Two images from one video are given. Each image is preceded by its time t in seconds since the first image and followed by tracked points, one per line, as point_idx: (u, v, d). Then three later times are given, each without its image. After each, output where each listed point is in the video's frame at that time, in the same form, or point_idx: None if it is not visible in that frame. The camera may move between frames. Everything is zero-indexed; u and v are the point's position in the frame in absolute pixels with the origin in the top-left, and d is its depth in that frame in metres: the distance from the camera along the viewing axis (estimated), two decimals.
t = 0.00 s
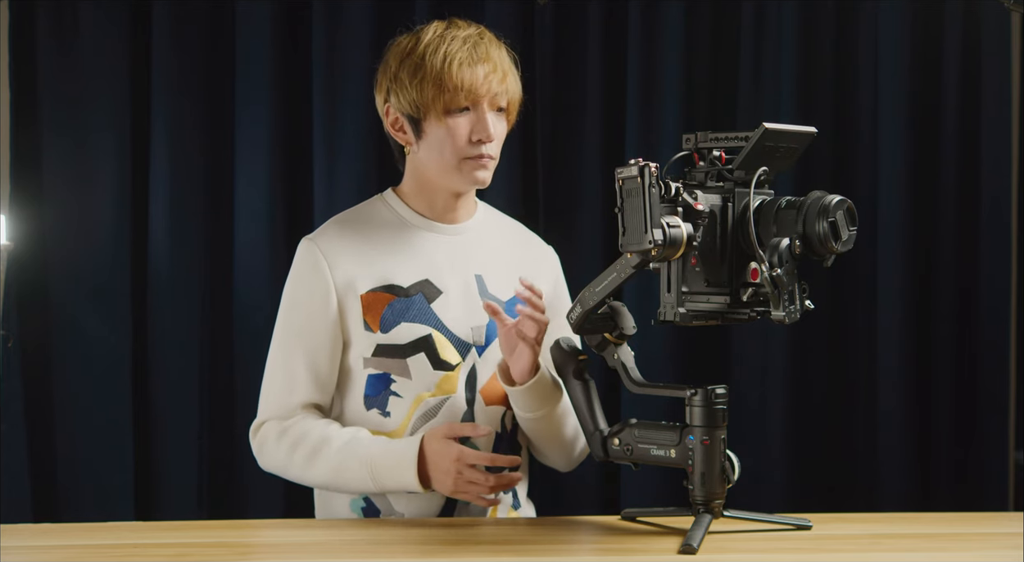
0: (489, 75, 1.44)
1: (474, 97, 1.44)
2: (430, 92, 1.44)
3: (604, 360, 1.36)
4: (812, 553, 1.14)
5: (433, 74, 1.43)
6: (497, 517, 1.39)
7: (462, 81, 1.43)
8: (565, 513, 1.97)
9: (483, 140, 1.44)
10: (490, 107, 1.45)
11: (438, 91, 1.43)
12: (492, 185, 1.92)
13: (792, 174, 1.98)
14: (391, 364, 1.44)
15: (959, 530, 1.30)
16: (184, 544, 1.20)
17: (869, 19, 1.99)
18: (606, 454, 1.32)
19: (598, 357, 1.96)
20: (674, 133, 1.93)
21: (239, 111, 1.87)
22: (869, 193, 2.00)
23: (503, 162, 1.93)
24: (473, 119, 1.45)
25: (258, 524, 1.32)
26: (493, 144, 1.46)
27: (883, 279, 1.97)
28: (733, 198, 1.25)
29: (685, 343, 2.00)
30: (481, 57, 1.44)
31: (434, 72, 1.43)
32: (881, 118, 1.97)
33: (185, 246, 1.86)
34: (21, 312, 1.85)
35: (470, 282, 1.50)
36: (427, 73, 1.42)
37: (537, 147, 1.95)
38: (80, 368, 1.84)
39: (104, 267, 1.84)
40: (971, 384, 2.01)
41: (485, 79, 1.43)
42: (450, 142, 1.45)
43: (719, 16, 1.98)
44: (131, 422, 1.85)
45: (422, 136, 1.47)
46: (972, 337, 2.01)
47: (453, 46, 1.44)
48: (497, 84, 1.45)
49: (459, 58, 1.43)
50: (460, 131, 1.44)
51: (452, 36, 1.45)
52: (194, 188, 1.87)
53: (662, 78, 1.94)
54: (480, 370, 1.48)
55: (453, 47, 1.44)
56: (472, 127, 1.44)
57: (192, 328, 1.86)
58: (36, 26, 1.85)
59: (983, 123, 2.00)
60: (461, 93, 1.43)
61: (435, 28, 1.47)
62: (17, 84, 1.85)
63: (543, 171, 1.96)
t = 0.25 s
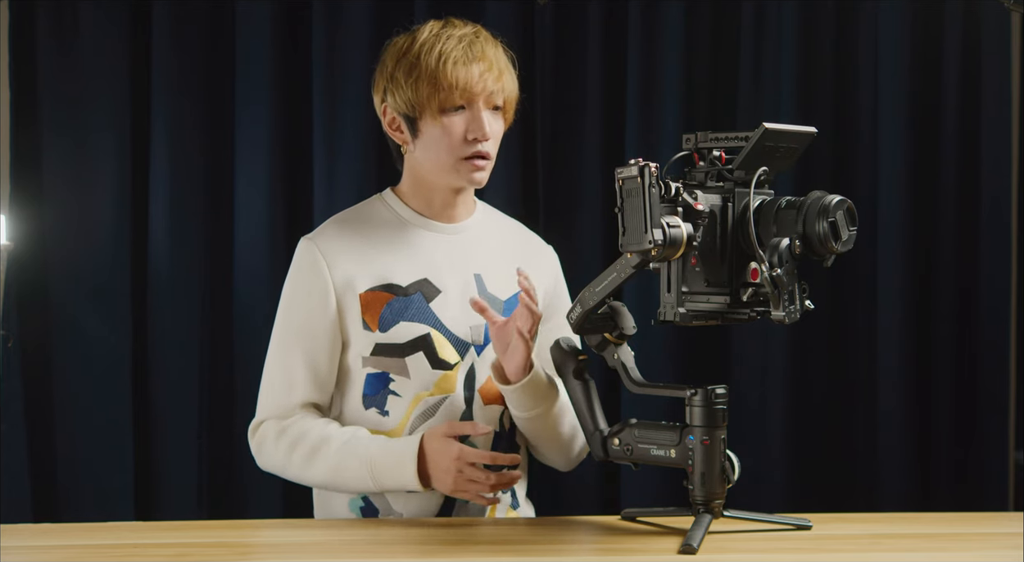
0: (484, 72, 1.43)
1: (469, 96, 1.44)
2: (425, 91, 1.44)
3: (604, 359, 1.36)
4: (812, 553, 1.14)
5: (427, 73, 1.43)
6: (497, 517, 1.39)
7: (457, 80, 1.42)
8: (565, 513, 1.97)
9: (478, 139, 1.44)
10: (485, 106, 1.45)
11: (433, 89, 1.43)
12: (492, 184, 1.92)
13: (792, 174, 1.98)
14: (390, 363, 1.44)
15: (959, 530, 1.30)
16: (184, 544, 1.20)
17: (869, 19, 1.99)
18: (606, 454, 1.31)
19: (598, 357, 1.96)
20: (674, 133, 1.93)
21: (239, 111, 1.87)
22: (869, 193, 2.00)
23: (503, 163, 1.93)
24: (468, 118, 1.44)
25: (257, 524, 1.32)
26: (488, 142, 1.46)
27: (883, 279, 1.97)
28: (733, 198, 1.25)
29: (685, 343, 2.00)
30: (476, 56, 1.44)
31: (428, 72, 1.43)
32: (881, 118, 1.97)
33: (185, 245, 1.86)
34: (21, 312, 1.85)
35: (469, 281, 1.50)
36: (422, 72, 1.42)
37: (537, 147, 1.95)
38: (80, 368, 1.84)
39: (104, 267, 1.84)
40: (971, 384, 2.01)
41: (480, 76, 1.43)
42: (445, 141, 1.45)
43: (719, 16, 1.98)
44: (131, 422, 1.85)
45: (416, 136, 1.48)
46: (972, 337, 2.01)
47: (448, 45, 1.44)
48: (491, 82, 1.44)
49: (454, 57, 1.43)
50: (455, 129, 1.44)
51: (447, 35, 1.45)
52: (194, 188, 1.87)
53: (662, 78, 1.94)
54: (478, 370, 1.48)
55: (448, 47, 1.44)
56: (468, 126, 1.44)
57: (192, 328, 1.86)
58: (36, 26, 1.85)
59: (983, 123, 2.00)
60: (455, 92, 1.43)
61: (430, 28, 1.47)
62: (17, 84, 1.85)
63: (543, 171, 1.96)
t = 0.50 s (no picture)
0: (482, 70, 1.43)
1: (466, 94, 1.43)
2: (422, 90, 1.44)
3: (604, 359, 1.36)
4: (812, 553, 1.14)
5: (423, 72, 1.43)
6: (496, 517, 1.40)
7: (452, 78, 1.42)
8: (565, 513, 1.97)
9: (475, 136, 1.44)
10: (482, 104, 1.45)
11: (429, 88, 1.43)
12: (492, 184, 1.92)
13: (792, 174, 1.98)
14: (390, 363, 1.44)
15: (959, 530, 1.30)
16: (184, 544, 1.20)
17: (869, 18, 1.99)
18: (606, 454, 1.31)
19: (598, 357, 1.96)
20: (674, 133, 1.93)
21: (239, 111, 1.87)
22: (869, 193, 2.00)
23: (503, 163, 1.92)
24: (465, 115, 1.44)
25: (257, 524, 1.32)
26: (485, 139, 1.45)
27: (883, 279, 1.97)
28: (733, 198, 1.25)
29: (685, 343, 2.00)
30: (471, 54, 1.44)
31: (424, 70, 1.43)
32: (881, 118, 1.97)
33: (186, 245, 1.86)
34: (21, 312, 1.85)
35: (469, 282, 1.50)
36: (418, 71, 1.41)
37: (537, 147, 1.95)
38: (80, 368, 1.84)
39: (104, 267, 1.84)
40: (971, 384, 2.01)
41: (478, 75, 1.43)
42: (443, 140, 1.45)
43: (719, 16, 1.98)
44: (131, 422, 1.85)
45: (416, 136, 1.48)
46: (972, 337, 2.01)
47: (444, 43, 1.44)
48: (488, 80, 1.44)
49: (449, 55, 1.43)
50: (451, 128, 1.44)
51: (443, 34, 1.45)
52: (194, 188, 1.87)
53: (662, 78, 1.94)
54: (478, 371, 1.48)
55: (444, 45, 1.44)
56: (464, 124, 1.44)
57: (192, 328, 1.86)
58: (36, 26, 1.85)
59: (983, 123, 2.00)
60: (451, 91, 1.43)
61: (426, 27, 1.46)
62: (17, 84, 1.85)
63: (543, 171, 1.96)
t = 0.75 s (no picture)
0: (456, 62, 1.45)
1: (442, 88, 1.45)
2: (399, 88, 1.48)
3: (604, 359, 1.36)
4: (812, 553, 1.14)
5: (401, 71, 1.47)
6: (497, 517, 1.40)
7: (427, 74, 1.45)
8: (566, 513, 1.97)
9: (452, 129, 1.45)
10: (460, 97, 1.46)
11: (406, 85, 1.47)
12: (492, 184, 1.92)
13: (792, 174, 1.98)
14: (392, 363, 1.44)
15: (959, 530, 1.30)
16: (184, 544, 1.20)
17: (869, 18, 1.99)
18: (606, 454, 1.31)
19: (598, 357, 1.96)
20: (674, 133, 1.93)
21: (239, 111, 1.87)
22: (869, 193, 2.00)
23: (503, 163, 1.92)
24: (442, 110, 1.46)
25: (257, 524, 1.32)
26: (465, 132, 1.46)
27: (883, 279, 1.97)
28: (733, 198, 1.25)
29: (685, 343, 2.00)
30: (449, 48, 1.45)
31: (402, 68, 1.47)
32: (881, 118, 1.97)
33: (185, 245, 1.86)
34: (21, 312, 1.85)
35: (472, 283, 1.50)
36: (392, 70, 1.46)
37: (537, 147, 1.95)
38: (80, 368, 1.84)
39: (104, 267, 1.84)
40: (971, 384, 2.01)
41: (453, 67, 1.45)
42: (423, 135, 1.48)
43: (719, 16, 1.98)
44: (131, 422, 1.85)
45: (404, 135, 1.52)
46: (972, 337, 2.01)
47: (421, 40, 1.47)
48: (466, 73, 1.45)
49: (425, 52, 1.46)
50: (431, 123, 1.46)
51: (420, 32, 1.48)
52: (194, 188, 1.87)
53: (662, 78, 1.94)
54: (480, 372, 1.49)
55: (422, 42, 1.47)
56: (442, 118, 1.46)
57: (192, 328, 1.86)
58: (36, 26, 1.85)
59: (983, 123, 2.00)
60: (427, 86, 1.46)
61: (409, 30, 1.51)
62: (17, 84, 1.85)
63: (543, 171, 1.96)
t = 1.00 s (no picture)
0: (452, 61, 1.46)
1: (438, 86, 1.46)
2: (396, 86, 1.49)
3: (604, 359, 1.36)
4: (812, 553, 1.14)
5: (397, 69, 1.48)
6: (497, 517, 1.40)
7: (423, 72, 1.46)
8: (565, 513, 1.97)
9: (447, 128, 1.45)
10: (456, 96, 1.47)
11: (402, 84, 1.48)
12: (492, 184, 1.92)
13: (792, 174, 1.98)
14: (391, 364, 1.45)
15: (959, 530, 1.30)
16: (184, 544, 1.20)
17: (869, 18, 1.99)
18: (607, 454, 1.31)
19: (598, 357, 1.96)
20: (674, 133, 1.93)
21: (239, 111, 1.87)
22: (869, 193, 2.00)
23: (503, 162, 1.92)
24: (437, 108, 1.47)
25: (257, 524, 1.32)
26: (460, 131, 1.46)
27: (883, 279, 1.97)
28: (733, 198, 1.25)
29: (685, 343, 2.00)
30: (446, 47, 1.46)
31: (398, 67, 1.48)
32: (881, 118, 1.97)
33: (186, 245, 1.86)
34: (21, 312, 1.85)
35: (471, 283, 1.50)
36: (389, 68, 1.47)
37: (537, 147, 1.95)
38: (80, 368, 1.84)
39: (104, 267, 1.84)
40: (971, 384, 2.01)
41: (448, 66, 1.45)
42: (418, 133, 1.48)
43: (719, 16, 1.98)
44: (131, 422, 1.85)
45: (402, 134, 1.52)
46: (972, 337, 2.01)
47: (419, 39, 1.48)
48: (462, 72, 1.46)
49: (423, 50, 1.47)
50: (426, 121, 1.47)
51: (417, 31, 1.49)
52: (194, 189, 1.87)
53: (662, 78, 1.94)
54: (480, 373, 1.49)
55: (419, 41, 1.48)
56: (437, 116, 1.46)
57: (192, 328, 1.86)
58: (36, 26, 1.85)
59: (983, 123, 2.00)
60: (422, 84, 1.46)
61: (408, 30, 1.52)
62: (17, 84, 1.85)
63: (543, 171, 1.96)
